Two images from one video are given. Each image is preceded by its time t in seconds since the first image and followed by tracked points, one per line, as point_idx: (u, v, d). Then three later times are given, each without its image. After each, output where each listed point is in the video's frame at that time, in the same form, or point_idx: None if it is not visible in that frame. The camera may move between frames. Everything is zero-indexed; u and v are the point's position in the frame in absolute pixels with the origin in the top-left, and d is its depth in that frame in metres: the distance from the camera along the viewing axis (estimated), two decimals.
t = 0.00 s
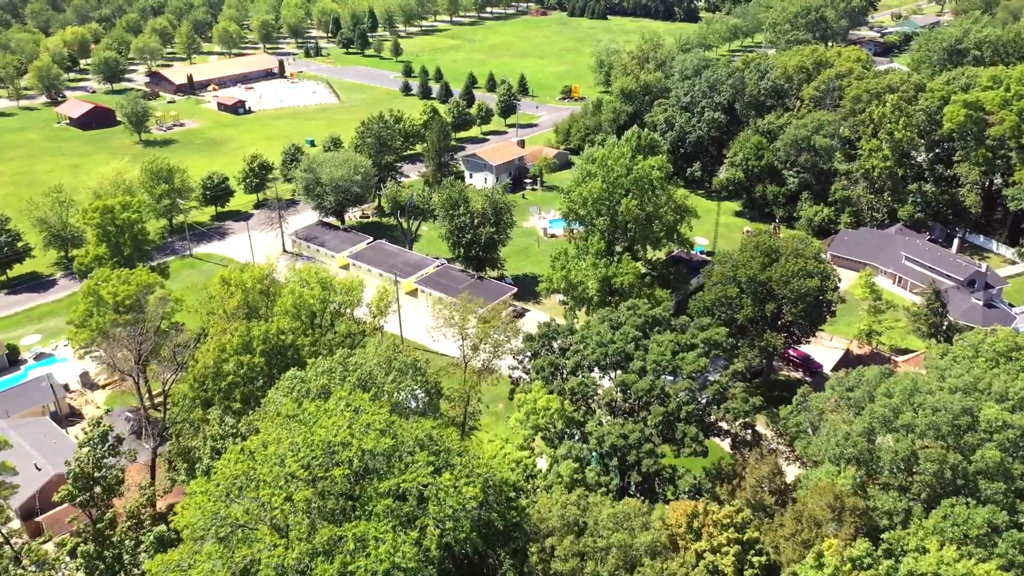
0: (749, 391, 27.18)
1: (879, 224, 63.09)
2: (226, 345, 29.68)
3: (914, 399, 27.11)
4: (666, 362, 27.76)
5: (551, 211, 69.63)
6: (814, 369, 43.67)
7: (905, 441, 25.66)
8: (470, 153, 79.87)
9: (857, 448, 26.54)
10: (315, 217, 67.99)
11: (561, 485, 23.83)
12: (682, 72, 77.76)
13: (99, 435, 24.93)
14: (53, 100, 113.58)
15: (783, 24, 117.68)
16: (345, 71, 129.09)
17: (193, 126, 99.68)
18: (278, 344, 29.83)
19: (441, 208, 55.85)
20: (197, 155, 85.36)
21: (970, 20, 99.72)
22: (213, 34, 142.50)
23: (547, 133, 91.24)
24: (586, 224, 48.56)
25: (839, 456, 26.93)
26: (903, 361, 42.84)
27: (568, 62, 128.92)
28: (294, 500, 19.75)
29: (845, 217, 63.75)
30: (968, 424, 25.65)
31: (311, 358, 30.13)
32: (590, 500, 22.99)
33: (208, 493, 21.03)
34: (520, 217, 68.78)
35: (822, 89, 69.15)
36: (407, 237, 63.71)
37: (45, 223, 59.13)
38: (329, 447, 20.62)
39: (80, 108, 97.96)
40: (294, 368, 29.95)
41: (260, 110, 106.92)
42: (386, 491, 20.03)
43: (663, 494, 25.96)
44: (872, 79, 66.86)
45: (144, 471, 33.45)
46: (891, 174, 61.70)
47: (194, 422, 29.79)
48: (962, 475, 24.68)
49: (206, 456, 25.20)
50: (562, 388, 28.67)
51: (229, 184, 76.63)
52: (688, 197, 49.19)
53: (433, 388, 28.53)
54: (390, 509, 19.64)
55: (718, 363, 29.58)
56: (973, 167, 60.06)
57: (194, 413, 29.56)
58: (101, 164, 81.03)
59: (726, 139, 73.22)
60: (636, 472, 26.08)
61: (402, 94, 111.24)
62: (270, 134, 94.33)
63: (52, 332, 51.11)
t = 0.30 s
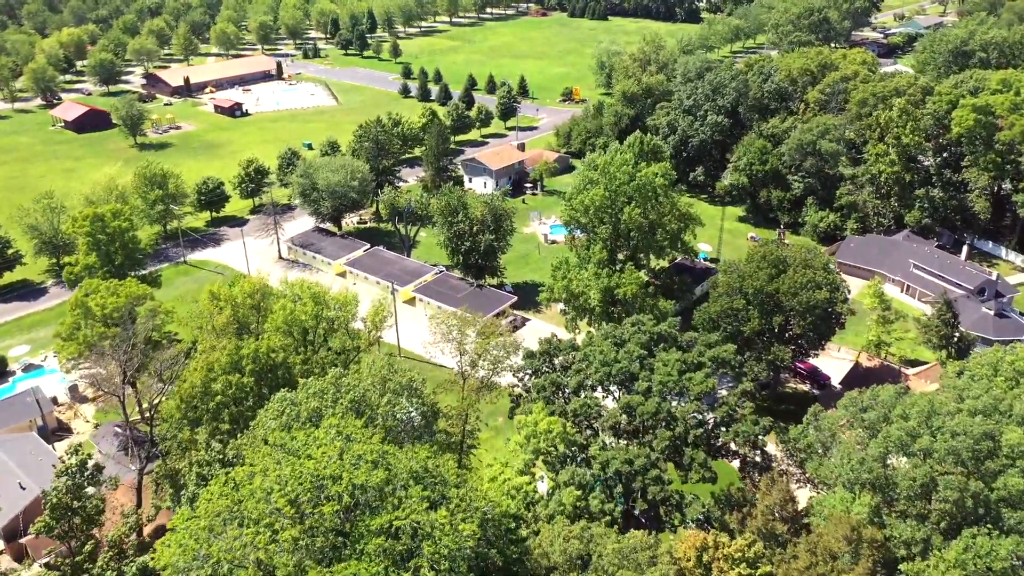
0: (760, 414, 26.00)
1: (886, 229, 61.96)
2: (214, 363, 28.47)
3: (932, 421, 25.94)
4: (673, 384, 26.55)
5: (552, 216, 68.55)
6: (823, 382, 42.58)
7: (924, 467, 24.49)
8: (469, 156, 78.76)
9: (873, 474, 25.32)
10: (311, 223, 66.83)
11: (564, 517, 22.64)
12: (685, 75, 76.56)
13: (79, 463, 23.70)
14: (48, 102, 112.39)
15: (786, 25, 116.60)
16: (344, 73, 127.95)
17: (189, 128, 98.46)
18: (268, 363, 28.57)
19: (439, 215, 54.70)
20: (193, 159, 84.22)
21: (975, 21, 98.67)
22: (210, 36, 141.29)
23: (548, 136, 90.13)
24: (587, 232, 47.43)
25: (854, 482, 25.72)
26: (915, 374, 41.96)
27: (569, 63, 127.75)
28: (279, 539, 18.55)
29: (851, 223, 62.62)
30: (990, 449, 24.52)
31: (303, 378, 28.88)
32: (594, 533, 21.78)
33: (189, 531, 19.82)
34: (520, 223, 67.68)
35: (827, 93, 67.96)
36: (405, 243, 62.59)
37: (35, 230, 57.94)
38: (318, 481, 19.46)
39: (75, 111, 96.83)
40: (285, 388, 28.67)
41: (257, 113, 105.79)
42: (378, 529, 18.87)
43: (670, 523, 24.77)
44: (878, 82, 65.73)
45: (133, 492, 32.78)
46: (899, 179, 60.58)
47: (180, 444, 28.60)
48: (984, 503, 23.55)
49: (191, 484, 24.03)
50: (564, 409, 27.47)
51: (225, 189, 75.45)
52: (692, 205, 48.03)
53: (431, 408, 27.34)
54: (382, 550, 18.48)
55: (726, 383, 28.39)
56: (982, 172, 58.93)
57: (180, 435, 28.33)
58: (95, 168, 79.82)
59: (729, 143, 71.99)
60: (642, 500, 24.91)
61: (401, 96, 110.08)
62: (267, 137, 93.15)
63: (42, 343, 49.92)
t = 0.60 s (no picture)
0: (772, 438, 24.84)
1: (893, 236, 60.83)
2: (201, 383, 27.37)
3: (951, 446, 24.74)
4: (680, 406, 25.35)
5: (552, 222, 67.39)
6: (831, 396, 41.38)
7: (945, 496, 23.34)
8: (468, 160, 77.60)
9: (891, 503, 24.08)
10: (307, 229, 65.66)
11: (566, 550, 21.50)
12: (687, 77, 75.33)
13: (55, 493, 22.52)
14: (44, 105, 111.16)
15: (788, 26, 115.40)
16: (342, 74, 126.73)
17: (185, 131, 97.26)
18: (257, 383, 27.50)
19: (437, 222, 53.56)
20: (188, 163, 83.07)
21: (981, 22, 97.43)
22: (208, 37, 140.06)
23: (548, 139, 88.98)
24: (589, 241, 46.29)
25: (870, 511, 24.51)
26: (926, 390, 40.68)
27: (569, 65, 126.51)
28: None
29: (858, 229, 61.42)
30: (1013, 477, 23.39)
31: (294, 398, 27.80)
32: (599, 568, 20.62)
33: (167, 570, 18.76)
34: (521, 228, 66.51)
35: (832, 96, 66.77)
36: (402, 250, 61.45)
37: (26, 237, 56.76)
38: (306, 520, 18.47)
39: (70, 114, 95.68)
40: (274, 409, 27.57)
41: (254, 115, 104.55)
42: (368, 571, 17.86)
43: (677, 554, 23.59)
44: (884, 85, 64.59)
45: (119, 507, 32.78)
46: (906, 184, 59.42)
47: (166, 467, 27.47)
48: (1008, 534, 22.43)
49: (174, 513, 22.94)
50: (566, 432, 26.25)
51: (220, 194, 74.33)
52: (696, 212, 46.84)
53: (427, 432, 26.27)
54: None
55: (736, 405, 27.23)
56: (991, 178, 57.81)
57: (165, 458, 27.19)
58: (89, 173, 78.64)
59: (733, 147, 70.74)
60: (648, 530, 23.73)
61: (400, 98, 108.83)
62: (263, 140, 91.97)
63: (30, 353, 48.72)
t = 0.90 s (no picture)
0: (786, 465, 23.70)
1: (900, 242, 59.75)
2: (187, 404, 26.20)
3: (973, 473, 23.67)
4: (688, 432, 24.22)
5: (553, 227, 66.24)
6: (840, 410, 40.26)
7: (968, 528, 22.25)
8: (467, 165, 76.45)
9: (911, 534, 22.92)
10: (304, 235, 64.49)
11: None
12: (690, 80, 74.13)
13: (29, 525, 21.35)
14: (38, 107, 109.94)
15: (791, 28, 114.24)
16: (341, 76, 125.49)
17: (181, 134, 96.11)
18: (246, 405, 26.31)
19: (436, 229, 52.44)
20: (183, 167, 81.95)
21: (987, 24, 96.30)
22: (205, 38, 138.86)
23: (549, 142, 87.86)
24: (591, 250, 45.14)
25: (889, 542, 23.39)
26: (938, 404, 39.30)
27: (570, 67, 125.31)
28: None
29: (864, 236, 60.28)
30: None
31: (284, 421, 26.64)
32: None
33: None
34: (521, 234, 65.39)
35: (838, 100, 65.64)
36: (401, 256, 60.32)
37: (16, 244, 55.62)
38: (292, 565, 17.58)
39: (65, 117, 94.54)
40: (263, 433, 26.38)
41: (251, 117, 103.42)
42: None
43: None
44: (891, 89, 63.48)
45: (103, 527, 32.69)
46: (914, 191, 58.30)
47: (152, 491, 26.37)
48: None
49: (156, 546, 21.88)
50: (568, 457, 25.06)
51: (216, 199, 73.20)
52: (701, 221, 45.70)
53: (423, 457, 25.21)
54: None
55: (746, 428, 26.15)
56: (1001, 184, 56.75)
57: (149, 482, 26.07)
58: (83, 177, 77.54)
59: (737, 151, 69.56)
60: (655, 563, 22.57)
61: (399, 100, 107.68)
62: (259, 143, 90.83)
63: (17, 365, 47.48)
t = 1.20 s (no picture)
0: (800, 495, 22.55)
1: (907, 249, 58.61)
2: (171, 428, 25.01)
3: (997, 502, 22.56)
4: (698, 460, 23.06)
5: (554, 233, 65.11)
6: (850, 424, 39.87)
7: (994, 562, 21.15)
8: (467, 169, 75.29)
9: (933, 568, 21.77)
10: (300, 242, 63.28)
11: None
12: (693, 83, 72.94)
13: None
14: (34, 109, 108.79)
15: (794, 29, 113.03)
16: (339, 78, 124.28)
17: (177, 137, 95.03)
18: (233, 428, 25.17)
19: (434, 237, 51.26)
20: (179, 171, 80.79)
21: (993, 25, 95.09)
22: (203, 40, 137.69)
23: (550, 146, 86.73)
24: (593, 259, 43.99)
25: None
26: (951, 420, 38.06)
27: (571, 68, 124.15)
28: None
29: (871, 242, 59.12)
30: None
31: (273, 445, 25.51)
32: None
33: None
34: (521, 241, 64.25)
35: (844, 104, 64.46)
36: (399, 264, 59.15)
37: (5, 252, 54.44)
38: None
39: (59, 120, 93.38)
40: (252, 457, 25.25)
41: (248, 120, 102.27)
42: None
43: None
44: (898, 93, 62.33)
45: (87, 553, 32.09)
46: (922, 197, 57.12)
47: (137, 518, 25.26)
48: None
49: None
50: (570, 484, 23.86)
51: (211, 204, 72.09)
52: (706, 229, 44.52)
53: (418, 484, 24.11)
54: None
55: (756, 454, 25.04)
56: (1011, 190, 55.63)
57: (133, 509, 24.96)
58: (76, 181, 76.45)
59: (741, 156, 68.34)
60: None
61: (398, 103, 106.55)
62: (256, 147, 89.69)
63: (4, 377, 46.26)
